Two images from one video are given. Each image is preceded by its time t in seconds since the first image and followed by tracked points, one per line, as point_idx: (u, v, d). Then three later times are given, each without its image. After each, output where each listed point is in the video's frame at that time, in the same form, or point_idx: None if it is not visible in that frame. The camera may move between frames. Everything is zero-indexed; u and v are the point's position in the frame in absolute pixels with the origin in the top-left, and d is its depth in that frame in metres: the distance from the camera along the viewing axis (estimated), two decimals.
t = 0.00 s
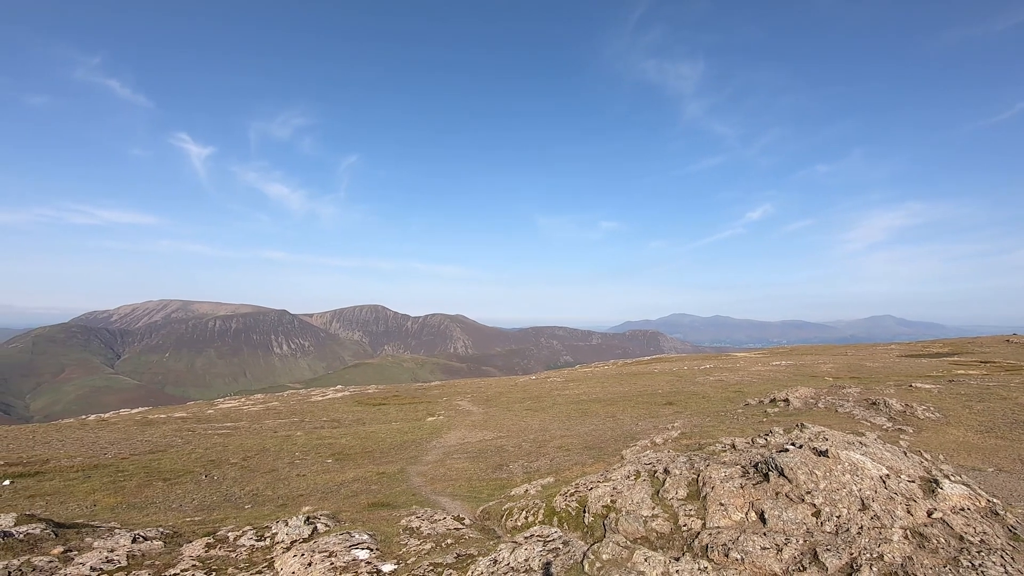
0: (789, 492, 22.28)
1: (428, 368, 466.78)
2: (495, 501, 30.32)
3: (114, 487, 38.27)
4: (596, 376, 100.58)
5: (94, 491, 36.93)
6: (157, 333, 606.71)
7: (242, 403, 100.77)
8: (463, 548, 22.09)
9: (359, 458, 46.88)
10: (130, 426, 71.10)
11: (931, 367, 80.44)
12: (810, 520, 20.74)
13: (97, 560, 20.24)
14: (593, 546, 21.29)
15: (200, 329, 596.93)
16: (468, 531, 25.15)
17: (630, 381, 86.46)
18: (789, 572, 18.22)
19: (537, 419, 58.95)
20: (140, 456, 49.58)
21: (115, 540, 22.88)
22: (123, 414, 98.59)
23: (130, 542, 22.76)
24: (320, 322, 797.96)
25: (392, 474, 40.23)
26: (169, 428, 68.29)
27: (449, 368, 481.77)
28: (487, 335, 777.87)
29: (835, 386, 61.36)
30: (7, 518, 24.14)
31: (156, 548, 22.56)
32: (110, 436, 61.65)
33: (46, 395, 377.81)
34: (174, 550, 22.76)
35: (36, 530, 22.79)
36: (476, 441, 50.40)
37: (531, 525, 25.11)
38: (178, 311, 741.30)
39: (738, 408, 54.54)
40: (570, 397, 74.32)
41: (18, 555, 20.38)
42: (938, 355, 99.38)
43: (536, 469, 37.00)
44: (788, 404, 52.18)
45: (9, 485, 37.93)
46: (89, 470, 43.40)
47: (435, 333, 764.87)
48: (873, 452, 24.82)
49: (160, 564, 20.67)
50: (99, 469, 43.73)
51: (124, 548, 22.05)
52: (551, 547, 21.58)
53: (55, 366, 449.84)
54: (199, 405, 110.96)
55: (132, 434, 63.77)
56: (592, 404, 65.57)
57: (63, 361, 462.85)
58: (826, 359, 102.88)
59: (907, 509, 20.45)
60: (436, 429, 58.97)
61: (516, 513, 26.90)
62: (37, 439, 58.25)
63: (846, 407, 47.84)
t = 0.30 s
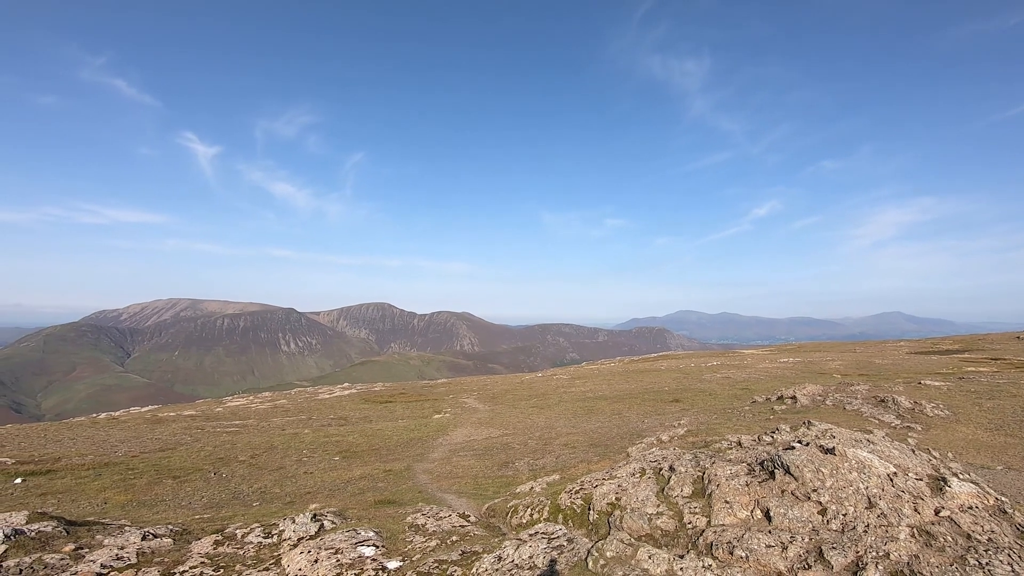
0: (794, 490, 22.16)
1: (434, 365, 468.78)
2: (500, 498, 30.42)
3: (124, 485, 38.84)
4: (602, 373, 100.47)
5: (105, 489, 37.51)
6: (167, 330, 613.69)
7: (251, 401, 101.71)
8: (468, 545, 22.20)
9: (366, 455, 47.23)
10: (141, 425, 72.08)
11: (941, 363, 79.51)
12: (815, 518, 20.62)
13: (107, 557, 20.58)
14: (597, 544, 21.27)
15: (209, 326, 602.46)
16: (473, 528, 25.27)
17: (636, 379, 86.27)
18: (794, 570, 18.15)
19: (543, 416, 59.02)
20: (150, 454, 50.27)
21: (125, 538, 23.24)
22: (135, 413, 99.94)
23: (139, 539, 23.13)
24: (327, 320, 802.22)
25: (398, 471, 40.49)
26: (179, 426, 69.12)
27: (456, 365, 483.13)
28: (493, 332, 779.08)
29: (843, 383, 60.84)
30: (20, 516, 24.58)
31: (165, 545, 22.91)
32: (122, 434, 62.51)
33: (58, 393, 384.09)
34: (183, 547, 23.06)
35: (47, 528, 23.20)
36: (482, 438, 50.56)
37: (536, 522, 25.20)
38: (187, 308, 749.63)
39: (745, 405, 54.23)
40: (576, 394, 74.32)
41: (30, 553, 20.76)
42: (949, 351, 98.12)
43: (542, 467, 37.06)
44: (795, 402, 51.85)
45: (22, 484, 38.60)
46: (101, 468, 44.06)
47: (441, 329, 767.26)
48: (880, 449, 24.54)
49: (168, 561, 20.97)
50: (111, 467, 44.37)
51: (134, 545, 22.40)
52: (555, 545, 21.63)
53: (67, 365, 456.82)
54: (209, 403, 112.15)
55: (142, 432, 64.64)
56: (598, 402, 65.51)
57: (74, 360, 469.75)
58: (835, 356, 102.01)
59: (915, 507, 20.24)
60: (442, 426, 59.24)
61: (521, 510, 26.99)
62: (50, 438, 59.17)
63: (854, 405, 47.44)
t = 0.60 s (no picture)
0: (795, 488, 22.16)
1: (435, 363, 469.45)
2: (501, 496, 30.47)
3: (126, 483, 39.02)
4: (603, 371, 100.41)
5: (107, 487, 37.64)
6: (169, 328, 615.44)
7: (252, 399, 101.81)
8: (468, 543, 22.27)
9: (367, 453, 47.30)
10: (142, 423, 72.23)
11: (942, 362, 79.35)
12: (816, 516, 20.63)
13: (110, 556, 20.67)
14: (598, 542, 21.29)
15: (211, 324, 603.46)
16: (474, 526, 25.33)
17: (637, 377, 86.19)
18: (794, 568, 18.16)
19: (544, 414, 59.04)
20: (152, 452, 50.46)
21: (127, 536, 23.35)
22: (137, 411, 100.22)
23: (142, 537, 23.23)
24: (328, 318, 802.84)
25: (399, 469, 40.57)
26: (180, 424, 69.28)
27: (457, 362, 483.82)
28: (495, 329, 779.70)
29: (844, 381, 60.74)
30: (23, 515, 24.69)
31: (167, 543, 23.00)
32: (123, 432, 62.66)
33: (61, 391, 385.94)
34: (185, 545, 23.16)
35: (50, 526, 23.34)
36: (482, 436, 50.59)
37: (537, 520, 25.26)
38: (189, 305, 751.50)
39: (745, 403, 54.14)
40: (576, 392, 74.26)
41: (32, 551, 20.86)
42: (950, 349, 97.96)
43: (542, 465, 37.07)
44: (796, 400, 51.80)
45: (24, 482, 38.79)
46: (103, 466, 44.18)
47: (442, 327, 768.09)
48: (881, 448, 24.50)
49: (171, 559, 21.08)
50: (112, 466, 44.47)
51: (136, 544, 22.51)
52: (556, 542, 21.69)
53: (70, 364, 458.73)
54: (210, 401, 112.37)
55: (144, 430, 64.83)
56: (599, 400, 65.50)
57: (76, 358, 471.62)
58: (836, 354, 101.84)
59: (915, 506, 20.23)
60: (442, 423, 59.29)
61: (521, 508, 27.05)
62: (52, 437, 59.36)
63: (855, 403, 47.32)
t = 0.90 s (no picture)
0: (798, 490, 22.05)
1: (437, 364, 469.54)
2: (503, 498, 30.44)
3: (129, 483, 39.14)
4: (606, 372, 100.27)
5: (110, 487, 37.73)
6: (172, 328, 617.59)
7: (255, 399, 102.01)
8: (471, 544, 22.24)
9: (369, 454, 47.36)
10: (146, 423, 72.47)
11: (947, 363, 78.88)
12: (819, 518, 20.53)
13: (113, 556, 20.72)
14: (600, 544, 21.22)
15: (213, 325, 604.83)
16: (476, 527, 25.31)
17: (639, 378, 86.05)
18: (797, 569, 18.08)
19: (546, 415, 58.97)
20: (155, 452, 50.62)
21: (130, 536, 23.42)
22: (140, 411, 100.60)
23: (145, 538, 23.28)
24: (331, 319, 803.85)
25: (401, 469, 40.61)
26: (183, 424, 69.48)
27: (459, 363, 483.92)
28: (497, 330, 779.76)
29: (848, 383, 60.53)
30: (26, 515, 24.80)
31: (170, 544, 23.05)
32: (127, 433, 62.87)
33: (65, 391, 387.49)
34: (187, 545, 23.21)
35: (53, 526, 23.41)
36: (484, 437, 50.58)
37: (539, 522, 25.21)
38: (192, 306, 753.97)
39: (748, 405, 53.98)
40: (579, 393, 74.20)
41: (36, 552, 20.91)
42: (954, 351, 97.46)
43: (545, 466, 37.04)
44: (799, 401, 51.64)
45: (28, 482, 38.93)
46: (106, 466, 44.32)
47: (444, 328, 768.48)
48: (884, 450, 24.36)
49: (174, 560, 21.12)
50: (116, 466, 44.60)
51: (139, 544, 22.58)
52: (558, 544, 21.65)
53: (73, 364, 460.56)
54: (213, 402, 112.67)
55: (147, 431, 65.03)
56: (601, 401, 65.44)
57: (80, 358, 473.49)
58: (840, 355, 101.45)
59: (919, 508, 20.09)
60: (444, 424, 59.28)
61: (523, 510, 27.01)
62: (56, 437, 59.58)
63: (858, 405, 47.12)
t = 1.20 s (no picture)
0: (799, 491, 21.99)
1: (437, 364, 469.88)
2: (503, 498, 30.42)
3: (130, 483, 39.18)
4: (606, 373, 100.26)
5: (111, 487, 37.78)
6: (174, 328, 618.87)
7: (256, 400, 102.12)
8: (471, 545, 22.23)
9: (370, 454, 47.39)
10: (147, 423, 72.59)
11: (949, 364, 78.67)
12: (821, 519, 20.48)
13: (112, 556, 20.73)
14: (600, 545, 21.20)
15: (215, 325, 605.88)
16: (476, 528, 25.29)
17: (640, 378, 86.03)
18: (798, 571, 18.06)
19: (546, 416, 58.93)
20: (156, 452, 50.69)
21: (130, 536, 23.44)
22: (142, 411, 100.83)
23: (144, 538, 23.30)
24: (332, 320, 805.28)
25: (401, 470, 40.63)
26: (185, 425, 69.57)
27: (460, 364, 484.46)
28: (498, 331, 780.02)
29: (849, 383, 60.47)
30: (27, 514, 24.85)
31: (170, 544, 23.06)
32: (128, 433, 62.97)
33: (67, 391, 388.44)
34: (187, 546, 23.21)
35: (53, 526, 23.43)
36: (485, 437, 50.57)
37: (539, 523, 25.19)
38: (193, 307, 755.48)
39: (749, 405, 53.93)
40: (580, 394, 74.23)
41: (36, 552, 20.95)
42: (956, 352, 97.24)
43: (545, 467, 37.02)
44: (800, 402, 51.61)
45: (29, 482, 38.98)
46: (108, 466, 44.41)
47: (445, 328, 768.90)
48: (886, 451, 24.29)
49: (174, 560, 21.12)
50: (117, 466, 44.68)
51: (139, 544, 22.61)
52: (559, 545, 21.64)
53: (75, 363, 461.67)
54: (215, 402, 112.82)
55: (148, 431, 65.09)
56: (602, 401, 65.39)
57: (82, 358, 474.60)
58: (841, 355, 101.35)
59: (920, 509, 20.05)
60: (445, 425, 59.26)
61: (524, 511, 26.99)
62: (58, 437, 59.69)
63: (860, 405, 47.03)
